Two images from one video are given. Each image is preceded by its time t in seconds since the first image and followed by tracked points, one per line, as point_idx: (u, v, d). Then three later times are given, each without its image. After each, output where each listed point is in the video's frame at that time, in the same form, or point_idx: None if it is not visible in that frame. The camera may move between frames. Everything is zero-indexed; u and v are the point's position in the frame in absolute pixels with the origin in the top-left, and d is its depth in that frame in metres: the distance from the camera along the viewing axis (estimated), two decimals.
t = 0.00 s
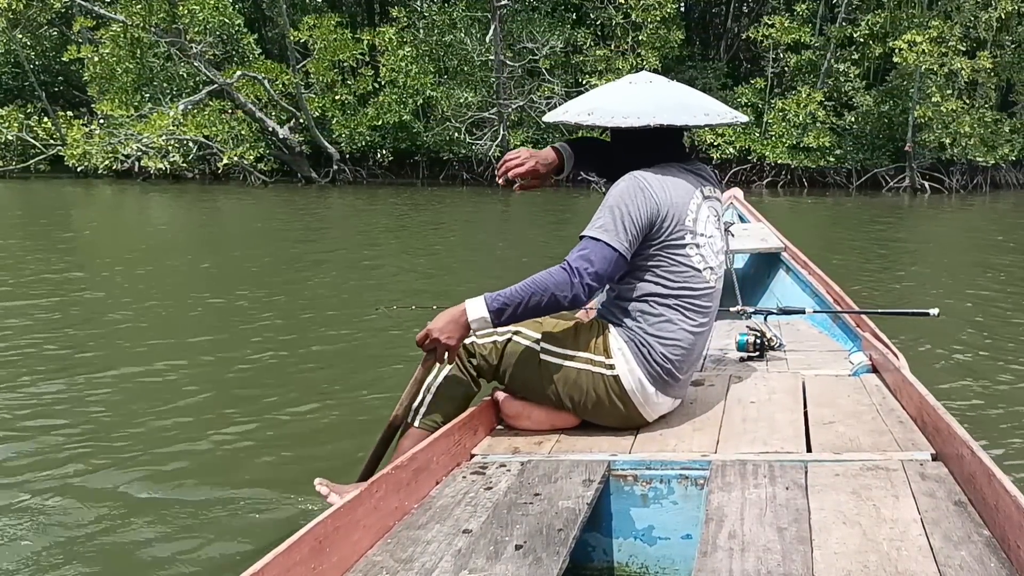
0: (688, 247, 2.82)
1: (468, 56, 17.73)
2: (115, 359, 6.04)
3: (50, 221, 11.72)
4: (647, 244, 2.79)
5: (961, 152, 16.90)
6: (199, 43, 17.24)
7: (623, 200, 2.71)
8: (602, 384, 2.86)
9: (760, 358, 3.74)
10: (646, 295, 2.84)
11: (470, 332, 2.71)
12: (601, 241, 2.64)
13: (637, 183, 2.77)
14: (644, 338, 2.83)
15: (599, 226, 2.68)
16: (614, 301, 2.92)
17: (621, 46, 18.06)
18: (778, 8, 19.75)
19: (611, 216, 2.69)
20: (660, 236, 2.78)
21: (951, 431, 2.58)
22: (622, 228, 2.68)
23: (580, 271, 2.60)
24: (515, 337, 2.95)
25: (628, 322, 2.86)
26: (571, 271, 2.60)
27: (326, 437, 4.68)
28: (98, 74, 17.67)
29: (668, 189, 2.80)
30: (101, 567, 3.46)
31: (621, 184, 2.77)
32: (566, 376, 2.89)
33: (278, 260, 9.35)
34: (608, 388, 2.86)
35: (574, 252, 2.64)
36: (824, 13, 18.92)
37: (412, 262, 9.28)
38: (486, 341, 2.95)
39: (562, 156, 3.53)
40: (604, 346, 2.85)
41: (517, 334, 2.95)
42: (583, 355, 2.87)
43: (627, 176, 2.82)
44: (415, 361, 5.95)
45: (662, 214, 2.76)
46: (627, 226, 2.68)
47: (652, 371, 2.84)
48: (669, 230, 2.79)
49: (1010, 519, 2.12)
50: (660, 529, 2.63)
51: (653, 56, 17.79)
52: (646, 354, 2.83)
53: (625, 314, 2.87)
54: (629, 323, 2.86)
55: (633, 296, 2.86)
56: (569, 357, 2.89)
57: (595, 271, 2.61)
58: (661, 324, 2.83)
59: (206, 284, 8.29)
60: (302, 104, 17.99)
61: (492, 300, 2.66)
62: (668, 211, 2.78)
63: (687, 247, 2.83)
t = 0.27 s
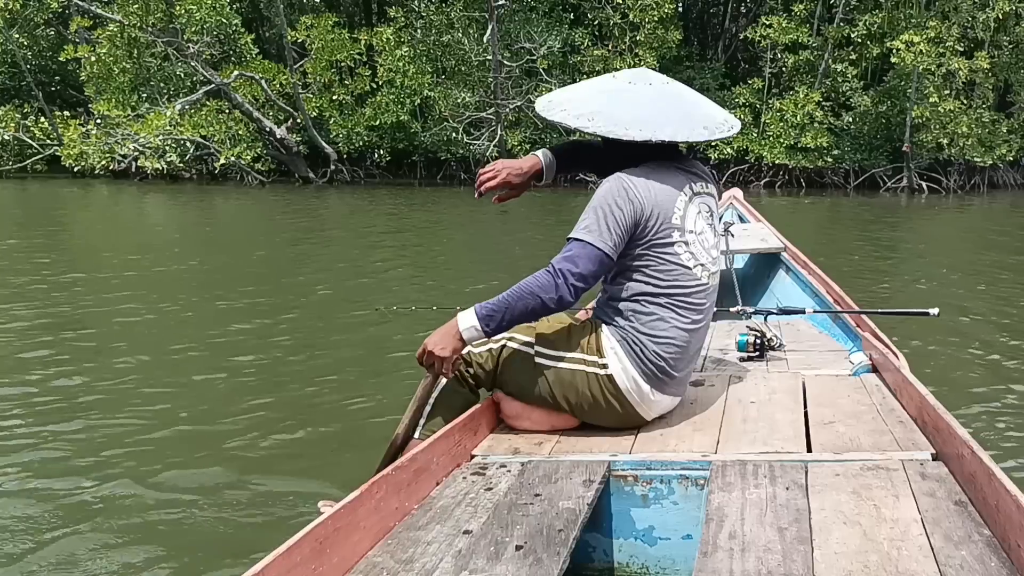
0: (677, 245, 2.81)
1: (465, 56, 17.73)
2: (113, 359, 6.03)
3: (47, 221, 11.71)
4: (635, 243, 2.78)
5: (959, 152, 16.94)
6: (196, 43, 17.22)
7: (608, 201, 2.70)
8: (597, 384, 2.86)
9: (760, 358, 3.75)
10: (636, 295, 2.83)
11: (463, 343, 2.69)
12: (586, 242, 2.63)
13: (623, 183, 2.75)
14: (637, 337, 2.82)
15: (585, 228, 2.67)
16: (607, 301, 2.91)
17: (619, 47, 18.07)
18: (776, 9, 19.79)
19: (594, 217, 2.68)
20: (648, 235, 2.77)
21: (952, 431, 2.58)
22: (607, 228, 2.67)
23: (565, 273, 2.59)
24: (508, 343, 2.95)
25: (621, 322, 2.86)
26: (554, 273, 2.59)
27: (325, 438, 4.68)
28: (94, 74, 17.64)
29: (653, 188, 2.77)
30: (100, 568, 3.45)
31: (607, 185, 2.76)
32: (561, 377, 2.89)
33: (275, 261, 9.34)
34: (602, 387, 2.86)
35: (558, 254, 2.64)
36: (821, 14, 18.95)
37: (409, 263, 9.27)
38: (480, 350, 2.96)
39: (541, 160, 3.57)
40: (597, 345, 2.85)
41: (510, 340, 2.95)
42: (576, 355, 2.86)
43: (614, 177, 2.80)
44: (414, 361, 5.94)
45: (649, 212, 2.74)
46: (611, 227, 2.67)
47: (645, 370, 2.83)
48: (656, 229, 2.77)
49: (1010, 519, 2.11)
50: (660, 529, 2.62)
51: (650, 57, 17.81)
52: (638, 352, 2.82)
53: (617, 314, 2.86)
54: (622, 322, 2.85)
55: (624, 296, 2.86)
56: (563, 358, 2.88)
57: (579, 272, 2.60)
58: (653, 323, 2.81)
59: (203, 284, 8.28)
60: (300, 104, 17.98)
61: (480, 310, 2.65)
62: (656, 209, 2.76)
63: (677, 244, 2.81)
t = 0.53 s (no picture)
0: (672, 243, 2.81)
1: (463, 56, 17.73)
2: (110, 360, 6.02)
3: (44, 221, 11.69)
4: (629, 244, 2.78)
5: (956, 152, 16.96)
6: (193, 43, 17.20)
7: (601, 203, 2.70)
8: (596, 383, 2.85)
9: (760, 358, 3.75)
10: (633, 293, 2.83)
11: (463, 352, 2.68)
12: (581, 244, 2.63)
13: (615, 185, 2.75)
14: (635, 335, 2.82)
15: (579, 231, 2.67)
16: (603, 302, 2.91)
17: (616, 47, 18.08)
18: (773, 9, 19.81)
19: (587, 219, 2.68)
20: (643, 234, 2.77)
21: (952, 430, 2.58)
22: (600, 230, 2.67)
23: (559, 276, 2.59)
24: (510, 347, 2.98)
25: (619, 320, 2.85)
26: (548, 276, 2.58)
27: (324, 439, 4.67)
28: (92, 74, 17.61)
29: (646, 188, 2.77)
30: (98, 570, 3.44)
31: (599, 188, 2.76)
32: (561, 377, 2.89)
33: (273, 261, 9.34)
34: (602, 386, 2.85)
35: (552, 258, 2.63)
36: (819, 14, 18.98)
37: (407, 263, 9.27)
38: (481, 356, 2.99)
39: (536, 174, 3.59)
40: (595, 343, 2.86)
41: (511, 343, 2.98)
42: (574, 354, 2.88)
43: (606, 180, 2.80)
44: (412, 361, 5.94)
45: (642, 212, 2.74)
46: (605, 228, 2.67)
47: (644, 368, 2.83)
48: (650, 227, 2.77)
49: (1011, 518, 2.11)
50: (661, 529, 2.62)
51: (647, 57, 17.83)
52: (637, 351, 2.82)
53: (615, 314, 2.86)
54: (619, 321, 2.85)
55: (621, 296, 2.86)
56: (561, 357, 2.90)
57: (574, 273, 2.59)
58: (651, 320, 2.81)
59: (201, 284, 8.27)
60: (297, 104, 17.97)
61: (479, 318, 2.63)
62: (649, 209, 2.76)
63: (671, 242, 2.81)
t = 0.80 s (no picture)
0: (668, 242, 2.81)
1: (461, 56, 17.72)
2: (108, 360, 6.01)
3: (42, 221, 11.67)
4: (626, 244, 2.78)
5: (954, 152, 16.98)
6: (190, 42, 17.17)
7: (596, 204, 2.70)
8: (596, 382, 2.85)
9: (759, 359, 3.74)
10: (632, 292, 2.83)
11: (462, 358, 2.69)
12: (577, 246, 2.63)
13: (610, 187, 2.75)
14: (634, 333, 2.81)
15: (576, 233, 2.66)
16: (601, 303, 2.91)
17: (614, 46, 18.08)
18: (771, 9, 19.83)
19: (584, 221, 2.68)
20: (641, 233, 2.77)
21: (953, 430, 2.58)
22: (597, 232, 2.66)
23: (557, 278, 2.59)
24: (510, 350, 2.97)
25: (618, 320, 2.85)
26: (544, 279, 2.59)
27: (323, 440, 4.66)
28: (88, 73, 17.58)
29: (641, 188, 2.77)
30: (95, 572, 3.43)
31: (595, 189, 2.75)
32: (561, 377, 2.88)
33: (271, 261, 9.34)
34: (602, 386, 2.85)
35: (549, 261, 2.63)
36: (817, 13, 18.99)
37: (405, 263, 9.26)
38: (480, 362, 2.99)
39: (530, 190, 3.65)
40: (595, 343, 2.85)
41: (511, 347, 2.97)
42: (574, 354, 2.87)
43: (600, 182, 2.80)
44: (411, 361, 5.94)
45: (637, 211, 2.74)
46: (602, 230, 2.67)
47: (643, 366, 2.82)
48: (647, 226, 2.77)
49: (1012, 517, 2.11)
50: (661, 530, 2.62)
51: (645, 57, 17.85)
52: (635, 349, 2.81)
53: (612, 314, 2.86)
54: (619, 320, 2.85)
55: (619, 296, 2.85)
56: (561, 358, 2.89)
57: (572, 275, 2.59)
58: (650, 317, 2.81)
59: (199, 284, 8.27)
60: (295, 104, 17.96)
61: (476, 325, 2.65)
62: (644, 208, 2.75)
63: (668, 241, 2.81)
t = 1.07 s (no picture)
0: (663, 239, 2.82)
1: (458, 56, 17.71)
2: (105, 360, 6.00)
3: (39, 221, 11.66)
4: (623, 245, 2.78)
5: (952, 152, 16.99)
6: (187, 42, 17.14)
7: (593, 207, 2.70)
8: (595, 381, 2.84)
9: (759, 359, 3.74)
10: (628, 291, 2.83)
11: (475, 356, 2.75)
12: (583, 253, 2.64)
13: (603, 189, 2.75)
14: (635, 333, 2.81)
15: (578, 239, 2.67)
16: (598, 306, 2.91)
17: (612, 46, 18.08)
18: (770, 9, 19.83)
19: (584, 227, 2.68)
20: (637, 233, 2.77)
21: (952, 431, 2.57)
22: (598, 235, 2.67)
23: (570, 289, 2.62)
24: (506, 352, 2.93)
25: (615, 318, 2.85)
26: (559, 292, 2.62)
27: (320, 440, 4.65)
28: (86, 73, 17.56)
29: (633, 186, 2.79)
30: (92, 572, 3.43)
31: (586, 194, 2.76)
32: (560, 377, 2.86)
33: (269, 261, 9.33)
34: (602, 385, 2.84)
35: (557, 273, 2.65)
36: (815, 13, 19.00)
37: (403, 263, 9.26)
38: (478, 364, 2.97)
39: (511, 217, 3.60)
40: (593, 342, 2.83)
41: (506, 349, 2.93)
42: (572, 354, 2.85)
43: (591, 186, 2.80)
44: (409, 361, 5.94)
45: (632, 211, 2.75)
46: (603, 233, 2.67)
47: (647, 366, 2.83)
48: (642, 225, 2.78)
49: (1011, 518, 2.11)
50: (660, 530, 2.61)
51: (643, 57, 17.88)
52: (637, 349, 2.82)
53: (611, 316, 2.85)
54: (617, 322, 2.84)
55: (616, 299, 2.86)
56: (560, 357, 2.86)
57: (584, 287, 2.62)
58: (651, 317, 2.81)
59: (197, 284, 8.26)
60: (292, 104, 17.95)
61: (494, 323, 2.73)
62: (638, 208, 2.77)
63: (662, 239, 2.82)
